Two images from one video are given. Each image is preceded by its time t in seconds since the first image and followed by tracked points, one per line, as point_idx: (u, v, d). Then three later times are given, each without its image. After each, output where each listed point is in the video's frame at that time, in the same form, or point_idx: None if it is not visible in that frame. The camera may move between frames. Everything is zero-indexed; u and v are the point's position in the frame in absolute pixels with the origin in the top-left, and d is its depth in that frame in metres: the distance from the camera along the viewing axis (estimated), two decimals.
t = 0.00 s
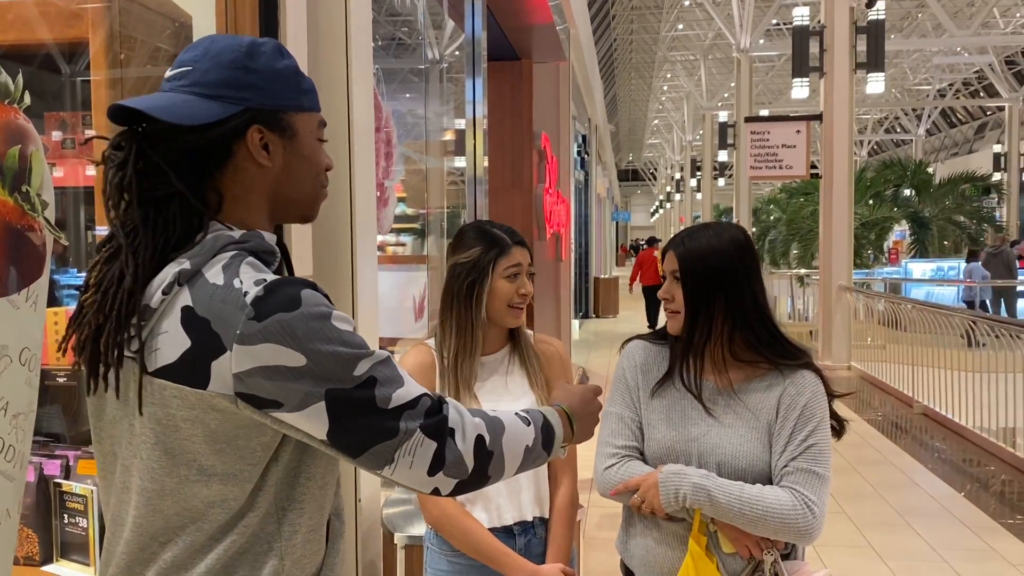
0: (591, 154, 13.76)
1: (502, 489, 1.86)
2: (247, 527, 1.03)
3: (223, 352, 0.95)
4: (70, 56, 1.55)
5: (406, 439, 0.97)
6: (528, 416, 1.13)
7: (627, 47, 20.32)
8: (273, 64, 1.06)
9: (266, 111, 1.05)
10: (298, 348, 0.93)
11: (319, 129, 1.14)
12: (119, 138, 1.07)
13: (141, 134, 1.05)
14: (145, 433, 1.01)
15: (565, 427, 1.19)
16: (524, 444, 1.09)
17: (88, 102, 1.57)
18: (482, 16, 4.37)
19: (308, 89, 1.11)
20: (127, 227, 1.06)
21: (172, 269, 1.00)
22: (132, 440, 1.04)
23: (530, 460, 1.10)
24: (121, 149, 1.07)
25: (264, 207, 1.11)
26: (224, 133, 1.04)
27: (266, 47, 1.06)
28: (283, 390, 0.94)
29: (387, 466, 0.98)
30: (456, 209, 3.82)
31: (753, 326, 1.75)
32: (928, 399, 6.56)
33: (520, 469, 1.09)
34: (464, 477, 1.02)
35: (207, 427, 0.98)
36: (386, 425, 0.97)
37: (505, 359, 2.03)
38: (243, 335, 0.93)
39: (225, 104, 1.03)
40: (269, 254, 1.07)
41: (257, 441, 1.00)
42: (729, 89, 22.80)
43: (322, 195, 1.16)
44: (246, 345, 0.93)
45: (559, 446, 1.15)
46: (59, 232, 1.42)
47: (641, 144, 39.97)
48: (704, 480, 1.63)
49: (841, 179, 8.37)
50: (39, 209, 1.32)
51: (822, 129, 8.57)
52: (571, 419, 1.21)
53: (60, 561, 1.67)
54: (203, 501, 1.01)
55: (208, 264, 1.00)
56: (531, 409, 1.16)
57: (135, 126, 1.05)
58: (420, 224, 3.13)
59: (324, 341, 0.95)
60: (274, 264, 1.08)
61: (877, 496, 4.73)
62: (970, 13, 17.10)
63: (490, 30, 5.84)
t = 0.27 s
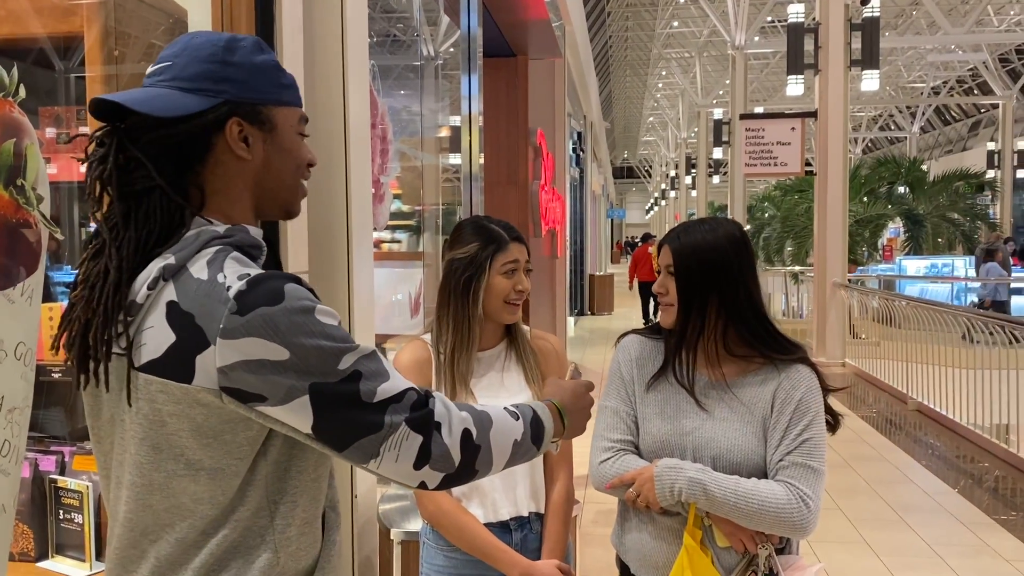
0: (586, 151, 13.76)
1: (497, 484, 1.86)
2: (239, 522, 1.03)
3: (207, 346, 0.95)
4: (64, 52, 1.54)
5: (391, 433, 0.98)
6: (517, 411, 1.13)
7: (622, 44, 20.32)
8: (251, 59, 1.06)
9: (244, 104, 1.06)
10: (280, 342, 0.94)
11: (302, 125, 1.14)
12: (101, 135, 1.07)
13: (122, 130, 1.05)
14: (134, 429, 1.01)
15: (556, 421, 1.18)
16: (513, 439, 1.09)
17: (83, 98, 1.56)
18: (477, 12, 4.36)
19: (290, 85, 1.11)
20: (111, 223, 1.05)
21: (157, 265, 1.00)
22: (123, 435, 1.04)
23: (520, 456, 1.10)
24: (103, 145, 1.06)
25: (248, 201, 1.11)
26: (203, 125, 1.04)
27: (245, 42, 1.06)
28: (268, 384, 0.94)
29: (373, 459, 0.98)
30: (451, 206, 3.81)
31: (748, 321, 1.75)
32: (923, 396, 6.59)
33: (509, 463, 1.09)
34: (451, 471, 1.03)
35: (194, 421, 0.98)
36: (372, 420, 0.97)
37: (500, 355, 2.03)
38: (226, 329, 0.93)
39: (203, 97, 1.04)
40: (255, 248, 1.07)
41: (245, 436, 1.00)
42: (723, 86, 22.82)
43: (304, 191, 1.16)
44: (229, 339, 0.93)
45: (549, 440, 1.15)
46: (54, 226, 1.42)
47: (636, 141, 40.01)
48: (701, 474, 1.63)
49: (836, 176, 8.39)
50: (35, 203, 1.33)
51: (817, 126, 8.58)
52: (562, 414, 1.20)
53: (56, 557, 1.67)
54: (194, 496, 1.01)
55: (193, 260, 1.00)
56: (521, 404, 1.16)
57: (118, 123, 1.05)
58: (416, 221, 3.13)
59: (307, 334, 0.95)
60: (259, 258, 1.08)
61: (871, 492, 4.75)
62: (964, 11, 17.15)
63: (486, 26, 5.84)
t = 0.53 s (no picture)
0: (581, 148, 13.75)
1: (487, 480, 1.86)
2: (219, 518, 1.02)
3: (182, 342, 0.94)
4: (57, 49, 1.54)
5: (368, 430, 0.97)
6: (498, 409, 1.13)
7: (617, 40, 20.30)
8: (241, 59, 1.06)
9: (230, 102, 1.05)
10: (255, 338, 0.93)
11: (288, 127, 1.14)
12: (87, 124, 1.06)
13: (108, 120, 1.03)
14: (114, 425, 1.00)
15: (538, 421, 1.18)
16: (493, 437, 1.09)
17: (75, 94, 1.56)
18: (472, 8, 4.35)
19: (277, 87, 1.11)
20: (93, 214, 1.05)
21: (136, 260, 0.99)
22: (102, 430, 1.03)
23: (501, 454, 1.10)
24: (87, 135, 1.05)
25: (229, 198, 1.10)
26: (188, 120, 1.03)
27: (235, 43, 1.06)
28: (242, 381, 0.94)
29: (350, 457, 0.98)
30: (445, 202, 3.81)
31: (738, 319, 1.75)
32: (916, 392, 6.60)
33: (489, 462, 1.09)
34: (430, 469, 1.02)
35: (172, 418, 0.97)
36: (347, 417, 0.96)
37: (491, 352, 2.02)
38: (201, 325, 0.92)
39: (189, 92, 1.03)
40: (236, 245, 1.06)
41: (223, 431, 0.99)
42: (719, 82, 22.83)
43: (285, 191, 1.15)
44: (204, 335, 0.92)
45: (530, 439, 1.15)
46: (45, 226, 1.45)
47: (632, 138, 40.02)
48: (690, 472, 1.64)
49: (831, 172, 8.39)
50: (23, 198, 1.33)
51: (812, 123, 8.58)
52: (545, 415, 1.20)
53: (45, 555, 1.66)
54: (173, 493, 1.01)
55: (171, 256, 0.99)
56: (502, 403, 1.16)
57: (105, 114, 1.03)
58: (410, 217, 3.12)
59: (282, 331, 0.94)
60: (239, 254, 1.07)
61: (866, 488, 4.76)
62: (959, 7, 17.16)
63: (480, 21, 5.82)
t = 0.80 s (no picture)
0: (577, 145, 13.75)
1: (481, 477, 1.86)
2: (208, 512, 1.02)
3: (166, 338, 0.94)
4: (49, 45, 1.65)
5: (356, 420, 0.97)
6: (487, 397, 1.13)
7: (613, 37, 20.30)
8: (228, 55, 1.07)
9: (198, 95, 1.04)
10: (238, 331, 0.93)
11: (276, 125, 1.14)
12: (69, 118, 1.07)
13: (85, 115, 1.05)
14: (102, 421, 1.00)
15: (527, 409, 1.18)
16: (483, 424, 1.08)
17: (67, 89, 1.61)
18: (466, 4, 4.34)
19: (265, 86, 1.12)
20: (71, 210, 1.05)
21: (117, 259, 0.99)
22: (91, 427, 1.03)
23: (490, 441, 1.10)
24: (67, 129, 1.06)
25: (201, 191, 1.08)
26: (151, 113, 1.03)
27: (211, 37, 1.06)
28: (228, 375, 0.94)
29: (339, 447, 0.97)
30: (441, 199, 3.80)
31: (728, 315, 1.75)
32: (911, 388, 6.63)
33: (479, 449, 1.09)
34: (419, 457, 1.02)
35: (160, 413, 0.97)
36: (334, 408, 0.96)
37: (486, 348, 2.02)
38: (184, 321, 0.92)
39: (157, 85, 1.03)
40: (217, 238, 1.06)
41: (211, 426, 0.99)
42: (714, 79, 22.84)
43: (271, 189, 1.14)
44: (187, 331, 0.92)
45: (519, 426, 1.15)
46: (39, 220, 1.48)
47: (627, 135, 40.03)
48: (684, 468, 1.63)
49: (826, 169, 8.40)
50: (11, 193, 1.41)
51: (807, 120, 8.59)
52: (534, 403, 1.19)
53: (38, 552, 1.66)
54: (162, 488, 1.00)
55: (152, 253, 0.99)
56: (492, 391, 1.15)
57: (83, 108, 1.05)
58: (405, 214, 3.12)
59: (264, 323, 0.94)
60: (221, 246, 1.07)
61: (860, 484, 4.77)
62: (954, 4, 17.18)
63: (475, 18, 5.81)
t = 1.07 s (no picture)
0: (573, 141, 13.74)
1: (478, 472, 1.86)
2: (204, 506, 1.01)
3: (160, 330, 0.93)
4: (43, 41, 1.68)
5: (352, 409, 0.96)
6: (482, 386, 1.12)
7: (609, 33, 20.27)
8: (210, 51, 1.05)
9: (150, 89, 1.03)
10: (231, 321, 0.92)
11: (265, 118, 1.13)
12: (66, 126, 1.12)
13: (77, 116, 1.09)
14: (96, 417, 0.99)
15: (523, 398, 1.18)
16: (479, 413, 1.08)
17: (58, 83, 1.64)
18: None
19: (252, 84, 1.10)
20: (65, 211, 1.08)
21: (107, 253, 0.98)
22: (86, 423, 1.02)
23: (486, 430, 1.10)
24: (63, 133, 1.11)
25: (170, 179, 1.08)
26: (113, 110, 1.04)
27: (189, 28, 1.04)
28: (223, 365, 0.93)
29: (336, 438, 0.97)
30: (437, 195, 3.79)
31: (719, 307, 1.75)
32: (906, 385, 6.64)
33: (475, 438, 1.09)
34: (417, 446, 1.02)
35: (154, 407, 0.97)
36: (330, 397, 0.96)
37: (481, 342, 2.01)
38: (176, 312, 0.91)
39: (116, 81, 1.04)
40: (206, 230, 1.05)
41: (206, 419, 0.99)
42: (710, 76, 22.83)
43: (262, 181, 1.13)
44: (179, 322, 0.92)
45: (515, 417, 1.15)
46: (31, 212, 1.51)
47: (623, 131, 40.02)
48: (679, 468, 1.63)
49: (821, 165, 8.41)
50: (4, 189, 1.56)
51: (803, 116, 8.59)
52: (529, 393, 1.19)
53: (32, 550, 1.65)
54: (158, 484, 1.00)
55: (141, 246, 0.98)
56: (487, 380, 1.15)
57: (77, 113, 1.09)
58: (400, 210, 3.11)
59: (257, 313, 0.93)
60: (212, 239, 1.06)
61: (856, 480, 4.78)
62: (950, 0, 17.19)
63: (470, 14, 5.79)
